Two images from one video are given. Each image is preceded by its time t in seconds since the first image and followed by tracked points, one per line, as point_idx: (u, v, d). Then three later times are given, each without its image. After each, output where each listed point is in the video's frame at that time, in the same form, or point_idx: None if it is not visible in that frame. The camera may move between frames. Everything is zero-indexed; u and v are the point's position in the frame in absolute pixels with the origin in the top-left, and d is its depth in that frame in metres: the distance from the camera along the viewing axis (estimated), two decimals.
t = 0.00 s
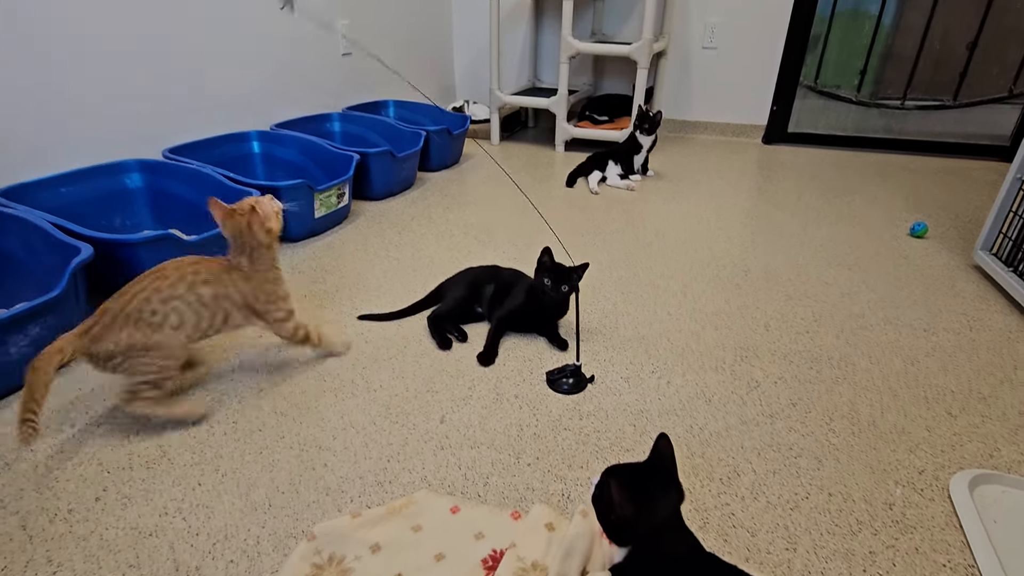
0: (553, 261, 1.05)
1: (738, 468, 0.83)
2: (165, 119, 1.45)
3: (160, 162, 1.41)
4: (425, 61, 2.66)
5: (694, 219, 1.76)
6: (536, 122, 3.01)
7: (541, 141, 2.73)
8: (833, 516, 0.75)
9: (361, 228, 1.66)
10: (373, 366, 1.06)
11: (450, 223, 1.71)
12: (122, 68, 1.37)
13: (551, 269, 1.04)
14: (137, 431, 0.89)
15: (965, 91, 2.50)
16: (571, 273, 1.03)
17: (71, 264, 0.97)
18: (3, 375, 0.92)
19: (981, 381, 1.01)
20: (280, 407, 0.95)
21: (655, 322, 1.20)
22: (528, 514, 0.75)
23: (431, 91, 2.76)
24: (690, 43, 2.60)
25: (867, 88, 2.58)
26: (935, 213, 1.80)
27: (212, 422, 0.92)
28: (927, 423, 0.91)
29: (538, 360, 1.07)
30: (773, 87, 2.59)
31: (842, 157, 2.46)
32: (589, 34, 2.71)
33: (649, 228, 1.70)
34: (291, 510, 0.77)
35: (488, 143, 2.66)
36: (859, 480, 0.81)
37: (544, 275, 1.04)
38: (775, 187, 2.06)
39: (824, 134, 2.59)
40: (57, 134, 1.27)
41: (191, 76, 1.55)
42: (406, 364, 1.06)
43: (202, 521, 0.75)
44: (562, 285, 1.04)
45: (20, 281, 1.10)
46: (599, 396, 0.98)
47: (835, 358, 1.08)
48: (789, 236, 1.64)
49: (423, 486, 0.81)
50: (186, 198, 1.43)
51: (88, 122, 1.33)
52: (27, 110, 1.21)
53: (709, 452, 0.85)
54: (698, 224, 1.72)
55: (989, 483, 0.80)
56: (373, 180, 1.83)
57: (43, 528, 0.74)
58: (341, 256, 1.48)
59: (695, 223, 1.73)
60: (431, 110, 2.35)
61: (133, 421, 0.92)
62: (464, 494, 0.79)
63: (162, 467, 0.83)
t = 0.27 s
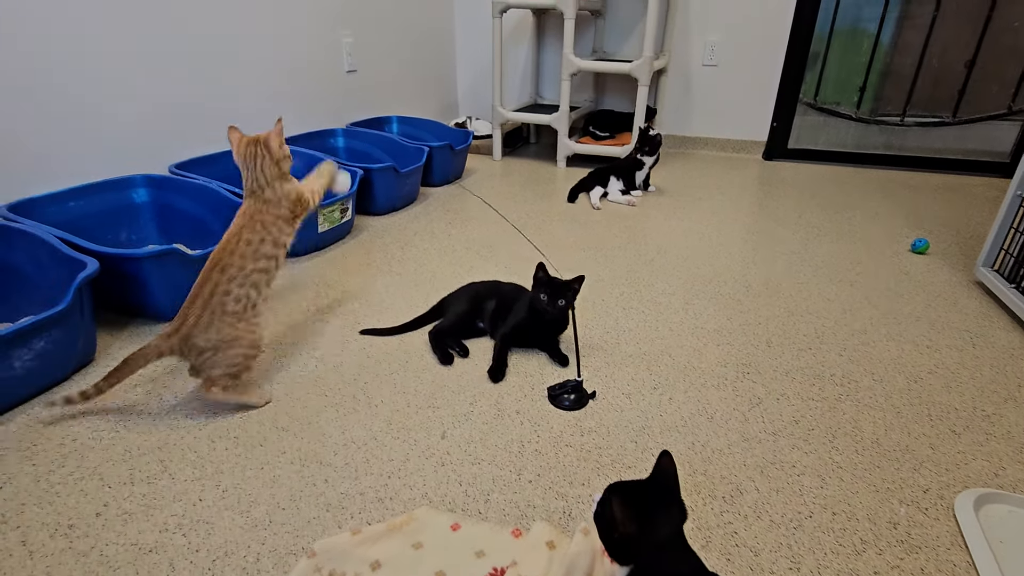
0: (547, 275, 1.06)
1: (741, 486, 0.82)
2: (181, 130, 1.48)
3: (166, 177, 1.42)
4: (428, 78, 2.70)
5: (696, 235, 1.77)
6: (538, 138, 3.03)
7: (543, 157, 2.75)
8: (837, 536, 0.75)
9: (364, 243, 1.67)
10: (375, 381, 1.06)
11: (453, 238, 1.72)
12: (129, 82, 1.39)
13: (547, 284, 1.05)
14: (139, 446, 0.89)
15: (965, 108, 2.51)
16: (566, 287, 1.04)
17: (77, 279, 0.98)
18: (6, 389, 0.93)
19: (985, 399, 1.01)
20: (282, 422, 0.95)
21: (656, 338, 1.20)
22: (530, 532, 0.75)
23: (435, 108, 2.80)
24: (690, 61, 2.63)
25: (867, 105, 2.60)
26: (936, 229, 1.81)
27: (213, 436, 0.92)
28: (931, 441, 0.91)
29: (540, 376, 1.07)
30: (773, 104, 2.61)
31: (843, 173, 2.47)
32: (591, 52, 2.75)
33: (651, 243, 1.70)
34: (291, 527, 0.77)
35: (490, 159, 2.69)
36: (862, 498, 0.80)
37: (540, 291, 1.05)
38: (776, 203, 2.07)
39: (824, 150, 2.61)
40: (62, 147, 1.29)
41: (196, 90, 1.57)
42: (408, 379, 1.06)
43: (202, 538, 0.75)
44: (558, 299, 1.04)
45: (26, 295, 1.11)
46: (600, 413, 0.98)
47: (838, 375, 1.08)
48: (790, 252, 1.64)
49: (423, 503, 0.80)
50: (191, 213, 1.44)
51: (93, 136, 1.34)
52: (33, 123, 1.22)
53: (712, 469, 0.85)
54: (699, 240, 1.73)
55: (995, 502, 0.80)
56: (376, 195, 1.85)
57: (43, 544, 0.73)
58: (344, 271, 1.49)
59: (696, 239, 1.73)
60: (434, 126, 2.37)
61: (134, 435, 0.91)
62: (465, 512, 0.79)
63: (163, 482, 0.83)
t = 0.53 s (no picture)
0: (538, 274, 1.05)
1: (738, 492, 0.82)
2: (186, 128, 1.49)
3: (166, 181, 1.42)
4: (429, 83, 2.70)
5: (695, 240, 1.77)
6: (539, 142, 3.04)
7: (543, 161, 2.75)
8: (835, 542, 0.74)
9: (363, 247, 1.67)
10: (372, 385, 1.05)
11: (451, 242, 1.71)
12: (128, 85, 1.39)
13: (537, 283, 1.04)
14: (134, 450, 0.89)
15: (964, 114, 2.51)
16: (557, 285, 1.03)
17: (74, 282, 0.97)
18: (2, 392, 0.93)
19: (984, 404, 1.00)
20: (278, 427, 0.95)
21: (655, 343, 1.20)
22: (525, 538, 0.74)
23: (435, 112, 2.80)
24: (690, 66, 2.64)
25: (866, 110, 2.60)
26: (936, 234, 1.80)
27: (209, 440, 0.91)
28: (930, 446, 0.90)
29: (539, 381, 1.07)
30: (773, 109, 2.61)
31: (842, 178, 2.47)
32: (591, 57, 2.76)
33: (650, 248, 1.70)
34: (285, 531, 0.76)
35: (490, 163, 2.69)
36: (861, 504, 0.80)
37: (531, 291, 1.05)
38: (776, 207, 2.07)
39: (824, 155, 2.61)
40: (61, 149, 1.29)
41: (196, 94, 1.58)
42: (405, 383, 1.06)
43: (196, 543, 0.74)
44: (550, 297, 1.03)
45: (23, 298, 1.11)
46: (597, 418, 0.97)
47: (836, 379, 1.07)
48: (789, 256, 1.64)
49: (419, 508, 0.80)
50: (190, 217, 1.44)
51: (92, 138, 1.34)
52: (33, 124, 1.22)
53: (709, 474, 0.85)
54: (698, 244, 1.73)
55: (995, 509, 0.79)
56: (375, 199, 1.85)
57: (36, 548, 0.73)
58: (343, 275, 1.48)
59: (695, 244, 1.73)
60: (434, 130, 2.38)
61: (129, 439, 0.91)
62: (460, 517, 0.78)
63: (157, 486, 0.83)
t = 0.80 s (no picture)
0: (538, 269, 1.04)
1: (736, 492, 0.81)
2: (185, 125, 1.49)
3: (165, 181, 1.42)
4: (428, 83, 2.70)
5: (694, 240, 1.76)
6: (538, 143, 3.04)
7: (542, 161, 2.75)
8: (834, 542, 0.74)
9: (361, 246, 1.66)
10: (369, 385, 1.05)
11: (450, 242, 1.71)
12: (127, 83, 1.39)
13: (537, 277, 1.03)
14: (130, 449, 0.89)
15: (964, 114, 2.48)
16: (558, 279, 1.02)
17: (71, 281, 0.97)
18: None
19: (984, 404, 1.00)
20: (276, 426, 0.94)
21: (653, 342, 1.19)
22: (523, 537, 0.74)
23: (434, 113, 2.80)
24: (690, 66, 2.64)
25: (865, 111, 2.57)
26: (935, 234, 1.80)
27: (205, 440, 0.91)
28: (929, 446, 0.90)
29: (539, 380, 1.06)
30: (772, 109, 2.61)
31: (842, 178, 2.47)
32: (590, 58, 2.75)
33: (649, 248, 1.70)
34: (281, 531, 0.76)
35: (489, 163, 2.69)
36: (859, 504, 0.80)
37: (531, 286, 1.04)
38: (775, 207, 2.07)
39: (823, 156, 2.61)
40: (59, 147, 1.28)
41: (195, 93, 1.58)
42: (403, 383, 1.05)
43: (191, 542, 0.74)
44: (550, 291, 1.02)
45: (21, 297, 1.11)
46: (596, 417, 0.97)
47: (836, 379, 1.07)
48: (789, 256, 1.64)
49: (416, 508, 0.80)
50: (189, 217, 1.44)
51: (91, 137, 1.34)
52: (31, 123, 1.22)
53: (707, 475, 0.84)
54: (698, 244, 1.72)
55: (994, 509, 0.79)
56: (374, 199, 1.85)
57: (30, 548, 0.73)
58: (342, 275, 1.48)
59: (694, 244, 1.73)
60: (434, 131, 2.37)
61: (126, 439, 0.91)
62: (457, 516, 0.78)
63: (153, 486, 0.82)
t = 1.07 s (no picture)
0: (544, 271, 1.05)
1: (738, 493, 0.81)
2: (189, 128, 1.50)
3: (165, 182, 1.42)
4: (428, 85, 2.71)
5: (695, 241, 1.76)
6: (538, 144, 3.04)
7: (542, 163, 2.75)
8: (836, 543, 0.73)
9: (361, 247, 1.66)
10: (369, 385, 1.05)
11: (450, 243, 1.71)
12: (126, 84, 1.39)
13: (543, 280, 1.04)
14: (129, 450, 0.89)
15: (964, 115, 2.47)
16: (562, 282, 1.03)
17: (70, 282, 0.97)
18: None
19: (985, 405, 1.00)
20: (275, 427, 0.94)
21: (654, 343, 1.19)
22: (523, 539, 0.73)
23: (435, 114, 2.80)
24: (690, 68, 2.64)
25: (866, 112, 2.57)
26: (936, 235, 1.80)
27: (204, 441, 0.91)
28: (930, 447, 0.90)
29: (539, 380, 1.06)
30: (772, 111, 2.61)
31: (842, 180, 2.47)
32: (590, 59, 2.76)
33: (649, 249, 1.70)
34: (280, 533, 0.75)
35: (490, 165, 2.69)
36: (861, 505, 0.79)
37: (536, 288, 1.04)
38: (776, 208, 2.07)
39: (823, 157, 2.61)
40: (59, 147, 1.28)
41: (195, 94, 1.58)
42: (403, 384, 1.05)
43: (190, 543, 0.74)
44: (555, 293, 1.03)
45: (20, 298, 1.11)
46: (596, 418, 0.97)
47: (837, 380, 1.07)
48: (789, 257, 1.64)
49: (416, 509, 0.79)
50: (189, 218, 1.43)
51: (91, 136, 1.34)
52: (30, 123, 1.22)
53: (708, 475, 0.84)
54: (698, 245, 1.72)
55: (996, 510, 0.78)
56: (374, 200, 1.85)
57: (29, 550, 0.72)
58: (341, 276, 1.48)
59: (695, 245, 1.73)
60: (433, 132, 2.37)
61: (125, 440, 0.91)
62: (457, 518, 0.78)
63: (152, 487, 0.82)
